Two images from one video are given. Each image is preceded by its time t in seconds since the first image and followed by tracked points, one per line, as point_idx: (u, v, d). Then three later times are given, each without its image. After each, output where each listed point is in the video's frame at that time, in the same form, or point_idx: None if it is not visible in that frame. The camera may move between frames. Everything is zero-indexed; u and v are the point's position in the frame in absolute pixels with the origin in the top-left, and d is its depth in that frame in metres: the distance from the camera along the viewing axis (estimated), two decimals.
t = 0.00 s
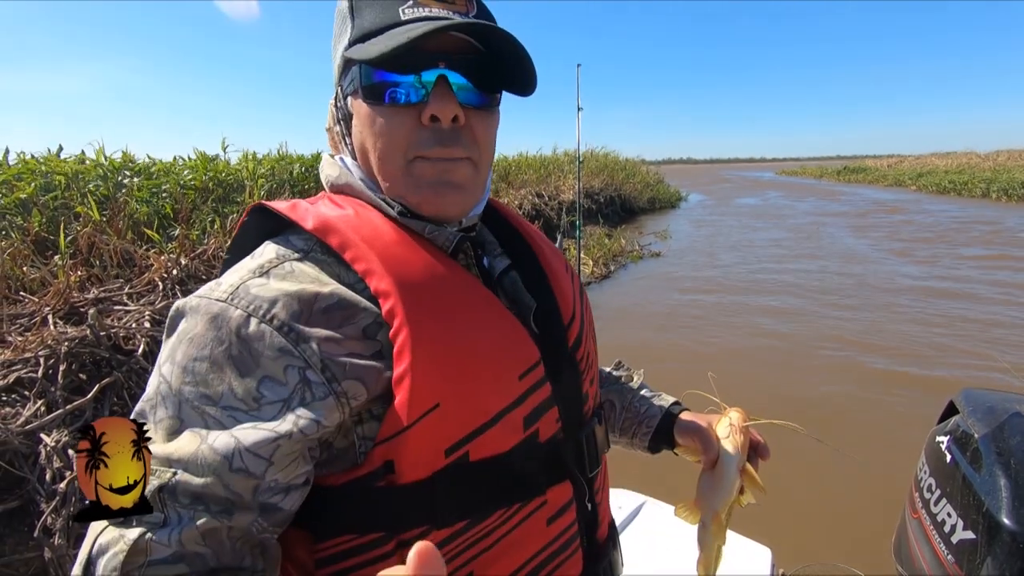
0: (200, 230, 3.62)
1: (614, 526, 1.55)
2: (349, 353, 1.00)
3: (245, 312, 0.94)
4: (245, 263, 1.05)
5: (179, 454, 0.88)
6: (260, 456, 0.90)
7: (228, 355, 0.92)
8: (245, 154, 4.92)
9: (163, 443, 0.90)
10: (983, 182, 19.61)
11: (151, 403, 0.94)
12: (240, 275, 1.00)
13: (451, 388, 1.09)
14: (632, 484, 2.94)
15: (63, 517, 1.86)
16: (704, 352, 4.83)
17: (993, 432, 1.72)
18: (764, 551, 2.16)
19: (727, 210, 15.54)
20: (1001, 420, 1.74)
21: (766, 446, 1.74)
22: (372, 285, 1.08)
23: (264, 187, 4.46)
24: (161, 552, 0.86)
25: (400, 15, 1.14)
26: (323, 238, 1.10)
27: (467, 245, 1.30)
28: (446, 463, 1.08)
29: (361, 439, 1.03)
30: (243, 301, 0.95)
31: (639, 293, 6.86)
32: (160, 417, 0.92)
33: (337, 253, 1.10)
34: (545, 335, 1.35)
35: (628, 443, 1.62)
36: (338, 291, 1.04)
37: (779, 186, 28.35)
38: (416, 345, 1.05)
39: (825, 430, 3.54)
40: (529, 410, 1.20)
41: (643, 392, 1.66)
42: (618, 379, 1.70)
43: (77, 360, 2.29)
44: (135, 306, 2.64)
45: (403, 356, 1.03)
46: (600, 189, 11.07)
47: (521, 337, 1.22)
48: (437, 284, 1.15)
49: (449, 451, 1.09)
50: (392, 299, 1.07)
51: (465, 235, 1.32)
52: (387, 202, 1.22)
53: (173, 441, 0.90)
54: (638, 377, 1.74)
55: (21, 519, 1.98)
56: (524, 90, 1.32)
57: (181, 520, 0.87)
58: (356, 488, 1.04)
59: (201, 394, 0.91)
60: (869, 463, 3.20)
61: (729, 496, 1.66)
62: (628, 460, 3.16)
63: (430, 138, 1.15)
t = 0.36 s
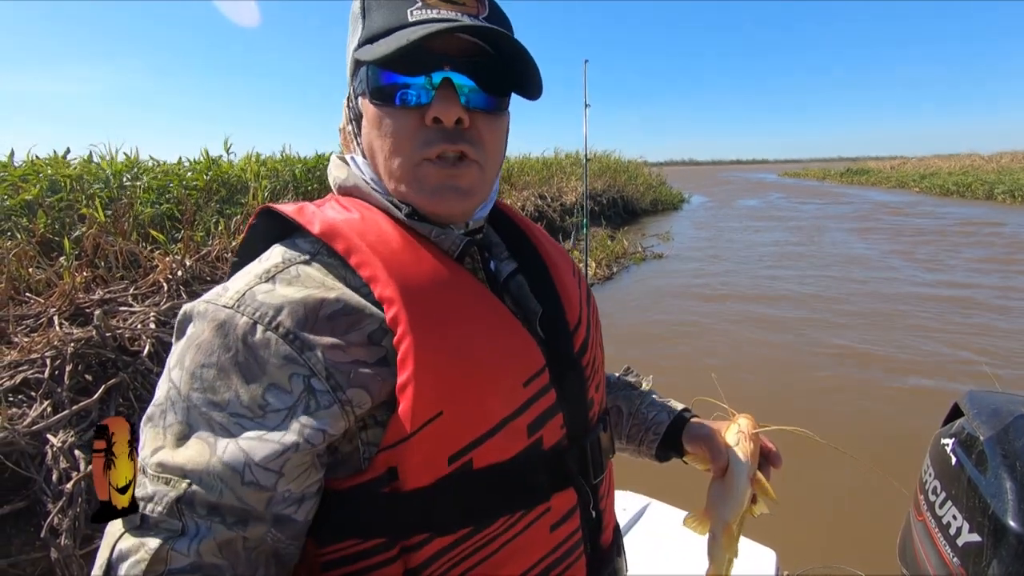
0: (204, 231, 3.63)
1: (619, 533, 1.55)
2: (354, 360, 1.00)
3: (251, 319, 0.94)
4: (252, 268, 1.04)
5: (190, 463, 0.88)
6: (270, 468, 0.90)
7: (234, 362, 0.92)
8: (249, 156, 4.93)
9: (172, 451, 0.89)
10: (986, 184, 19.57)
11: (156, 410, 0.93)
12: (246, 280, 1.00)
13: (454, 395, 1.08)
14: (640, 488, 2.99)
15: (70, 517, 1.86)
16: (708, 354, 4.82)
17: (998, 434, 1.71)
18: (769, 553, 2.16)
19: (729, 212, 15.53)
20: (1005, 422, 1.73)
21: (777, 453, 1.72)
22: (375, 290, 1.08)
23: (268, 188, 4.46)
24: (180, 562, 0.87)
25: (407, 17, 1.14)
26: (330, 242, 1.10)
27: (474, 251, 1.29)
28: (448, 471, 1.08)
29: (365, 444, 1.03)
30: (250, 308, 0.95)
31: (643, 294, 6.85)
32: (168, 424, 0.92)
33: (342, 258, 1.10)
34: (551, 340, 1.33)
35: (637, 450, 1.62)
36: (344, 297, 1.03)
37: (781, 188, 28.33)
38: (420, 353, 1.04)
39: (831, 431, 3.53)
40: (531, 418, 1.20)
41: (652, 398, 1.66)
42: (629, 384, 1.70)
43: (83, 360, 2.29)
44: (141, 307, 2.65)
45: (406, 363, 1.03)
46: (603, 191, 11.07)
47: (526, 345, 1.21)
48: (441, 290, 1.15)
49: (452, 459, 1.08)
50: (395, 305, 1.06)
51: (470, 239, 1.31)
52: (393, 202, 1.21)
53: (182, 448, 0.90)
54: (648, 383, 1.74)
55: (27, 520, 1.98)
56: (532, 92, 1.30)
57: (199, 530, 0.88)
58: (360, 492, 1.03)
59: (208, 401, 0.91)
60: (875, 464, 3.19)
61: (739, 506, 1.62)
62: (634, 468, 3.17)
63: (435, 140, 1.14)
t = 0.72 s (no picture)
0: (201, 236, 3.63)
1: (609, 559, 1.56)
2: (352, 366, 1.00)
3: (255, 319, 0.94)
4: (260, 268, 1.04)
5: (189, 459, 0.88)
6: (264, 469, 0.90)
7: (237, 362, 0.92)
8: (248, 160, 4.93)
9: (172, 445, 0.90)
10: (982, 191, 19.66)
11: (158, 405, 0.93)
12: (254, 279, 1.00)
13: (447, 408, 1.09)
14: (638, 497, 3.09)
15: (65, 523, 1.85)
16: (706, 360, 4.83)
17: (991, 443, 1.72)
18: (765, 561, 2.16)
19: (727, 218, 15.57)
20: (999, 431, 1.74)
21: (775, 483, 1.72)
22: (376, 298, 1.08)
23: (266, 193, 4.46)
24: (180, 554, 0.87)
25: (446, 37, 1.15)
26: (338, 247, 1.10)
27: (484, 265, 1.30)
28: (437, 484, 1.08)
29: (357, 452, 1.02)
30: (256, 309, 0.95)
31: (641, 300, 6.87)
32: (168, 419, 0.91)
33: (348, 263, 1.10)
34: (549, 357, 1.33)
35: (634, 472, 1.65)
36: (347, 303, 1.04)
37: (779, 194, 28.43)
38: (416, 365, 1.04)
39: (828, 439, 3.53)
40: (525, 435, 1.20)
41: (651, 420, 1.67)
42: (629, 406, 1.72)
43: (79, 365, 2.28)
44: (138, 311, 2.64)
45: (401, 375, 1.03)
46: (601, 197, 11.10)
47: (525, 362, 1.21)
48: (441, 302, 1.15)
49: (442, 470, 1.08)
50: (394, 315, 1.06)
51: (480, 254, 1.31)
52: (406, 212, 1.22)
53: (181, 443, 0.89)
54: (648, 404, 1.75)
55: (22, 526, 1.97)
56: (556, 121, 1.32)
57: (199, 524, 0.88)
58: (349, 498, 1.03)
59: (209, 398, 0.90)
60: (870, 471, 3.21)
61: (735, 535, 1.62)
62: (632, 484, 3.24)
63: (460, 158, 1.15)
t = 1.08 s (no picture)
0: (197, 241, 3.62)
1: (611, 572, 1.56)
2: (352, 370, 0.99)
3: (255, 321, 0.93)
4: (261, 271, 1.04)
5: (184, 460, 0.87)
6: (260, 470, 0.89)
7: (236, 364, 0.91)
8: (245, 165, 4.92)
9: (168, 447, 0.89)
10: (975, 197, 19.79)
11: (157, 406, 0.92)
12: (255, 282, 0.99)
13: (447, 413, 1.08)
14: (636, 504, 3.09)
15: (57, 531, 1.83)
16: (703, 365, 4.83)
17: (987, 448, 1.72)
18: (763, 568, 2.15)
19: (722, 223, 15.62)
20: (994, 436, 1.74)
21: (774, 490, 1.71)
22: (377, 302, 1.07)
23: (263, 198, 4.45)
24: (170, 555, 0.86)
25: (458, 42, 1.15)
26: (340, 251, 1.10)
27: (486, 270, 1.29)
28: (435, 491, 1.07)
29: (354, 456, 1.01)
30: (256, 311, 0.94)
31: (638, 305, 6.87)
32: (166, 420, 0.91)
33: (349, 267, 1.09)
34: (549, 364, 1.33)
35: (631, 479, 1.63)
36: (347, 306, 1.03)
37: (774, 201, 28.54)
38: (415, 370, 1.03)
39: (825, 444, 3.53)
40: (524, 443, 1.19)
41: (650, 427, 1.67)
42: (628, 412, 1.71)
43: (73, 371, 2.26)
44: (133, 317, 2.63)
45: (401, 379, 1.01)
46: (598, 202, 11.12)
47: (524, 369, 1.20)
48: (441, 307, 1.14)
49: (441, 476, 1.07)
50: (394, 319, 1.05)
51: (483, 260, 1.29)
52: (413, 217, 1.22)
53: (175, 444, 0.89)
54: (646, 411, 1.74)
55: (14, 534, 1.95)
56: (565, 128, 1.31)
57: (190, 525, 0.87)
58: (347, 503, 1.02)
59: (207, 399, 0.90)
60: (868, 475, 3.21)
61: (736, 541, 1.61)
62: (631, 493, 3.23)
63: (470, 161, 1.15)
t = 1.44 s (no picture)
0: (196, 244, 3.61)
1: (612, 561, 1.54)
2: (349, 375, 0.99)
3: (249, 330, 0.93)
4: (252, 279, 1.03)
5: (178, 472, 0.87)
6: (257, 479, 0.88)
7: (230, 374, 0.90)
8: (244, 168, 4.92)
9: (164, 460, 0.89)
10: (972, 200, 19.85)
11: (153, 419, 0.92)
12: (246, 291, 0.99)
13: (448, 413, 1.07)
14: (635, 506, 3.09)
15: (56, 536, 1.82)
16: (701, 367, 4.83)
17: (986, 450, 1.71)
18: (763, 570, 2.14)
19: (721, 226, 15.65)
20: (993, 437, 1.73)
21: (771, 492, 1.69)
22: (372, 306, 1.07)
23: (261, 201, 4.45)
24: (159, 570, 0.86)
25: (438, 44, 1.15)
26: (333, 257, 1.09)
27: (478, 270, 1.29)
28: (440, 492, 1.06)
29: (355, 462, 1.01)
30: (248, 320, 0.94)
31: (636, 307, 6.88)
32: (160, 435, 0.90)
33: (343, 272, 1.09)
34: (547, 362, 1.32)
35: (628, 483, 1.62)
36: (341, 312, 1.03)
37: (772, 203, 28.60)
38: (415, 371, 1.03)
39: (823, 446, 3.52)
40: (525, 440, 1.19)
41: (648, 431, 1.66)
42: (626, 416, 1.70)
43: (71, 375, 2.25)
44: (131, 320, 2.62)
45: (400, 381, 1.01)
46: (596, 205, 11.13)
47: (522, 366, 1.20)
48: (438, 308, 1.14)
49: (445, 477, 1.07)
50: (391, 322, 1.05)
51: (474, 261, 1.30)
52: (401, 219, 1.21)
53: (168, 457, 0.89)
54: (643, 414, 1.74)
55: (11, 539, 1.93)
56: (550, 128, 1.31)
57: (178, 540, 0.86)
58: (349, 511, 1.02)
59: (203, 412, 0.89)
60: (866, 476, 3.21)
61: (735, 545, 1.59)
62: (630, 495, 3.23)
63: (454, 163, 1.15)
